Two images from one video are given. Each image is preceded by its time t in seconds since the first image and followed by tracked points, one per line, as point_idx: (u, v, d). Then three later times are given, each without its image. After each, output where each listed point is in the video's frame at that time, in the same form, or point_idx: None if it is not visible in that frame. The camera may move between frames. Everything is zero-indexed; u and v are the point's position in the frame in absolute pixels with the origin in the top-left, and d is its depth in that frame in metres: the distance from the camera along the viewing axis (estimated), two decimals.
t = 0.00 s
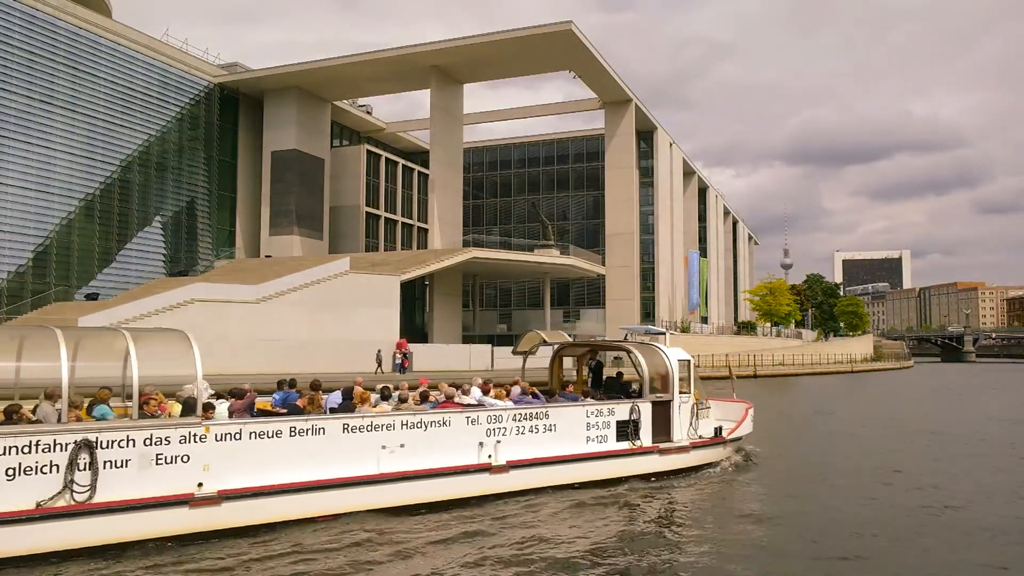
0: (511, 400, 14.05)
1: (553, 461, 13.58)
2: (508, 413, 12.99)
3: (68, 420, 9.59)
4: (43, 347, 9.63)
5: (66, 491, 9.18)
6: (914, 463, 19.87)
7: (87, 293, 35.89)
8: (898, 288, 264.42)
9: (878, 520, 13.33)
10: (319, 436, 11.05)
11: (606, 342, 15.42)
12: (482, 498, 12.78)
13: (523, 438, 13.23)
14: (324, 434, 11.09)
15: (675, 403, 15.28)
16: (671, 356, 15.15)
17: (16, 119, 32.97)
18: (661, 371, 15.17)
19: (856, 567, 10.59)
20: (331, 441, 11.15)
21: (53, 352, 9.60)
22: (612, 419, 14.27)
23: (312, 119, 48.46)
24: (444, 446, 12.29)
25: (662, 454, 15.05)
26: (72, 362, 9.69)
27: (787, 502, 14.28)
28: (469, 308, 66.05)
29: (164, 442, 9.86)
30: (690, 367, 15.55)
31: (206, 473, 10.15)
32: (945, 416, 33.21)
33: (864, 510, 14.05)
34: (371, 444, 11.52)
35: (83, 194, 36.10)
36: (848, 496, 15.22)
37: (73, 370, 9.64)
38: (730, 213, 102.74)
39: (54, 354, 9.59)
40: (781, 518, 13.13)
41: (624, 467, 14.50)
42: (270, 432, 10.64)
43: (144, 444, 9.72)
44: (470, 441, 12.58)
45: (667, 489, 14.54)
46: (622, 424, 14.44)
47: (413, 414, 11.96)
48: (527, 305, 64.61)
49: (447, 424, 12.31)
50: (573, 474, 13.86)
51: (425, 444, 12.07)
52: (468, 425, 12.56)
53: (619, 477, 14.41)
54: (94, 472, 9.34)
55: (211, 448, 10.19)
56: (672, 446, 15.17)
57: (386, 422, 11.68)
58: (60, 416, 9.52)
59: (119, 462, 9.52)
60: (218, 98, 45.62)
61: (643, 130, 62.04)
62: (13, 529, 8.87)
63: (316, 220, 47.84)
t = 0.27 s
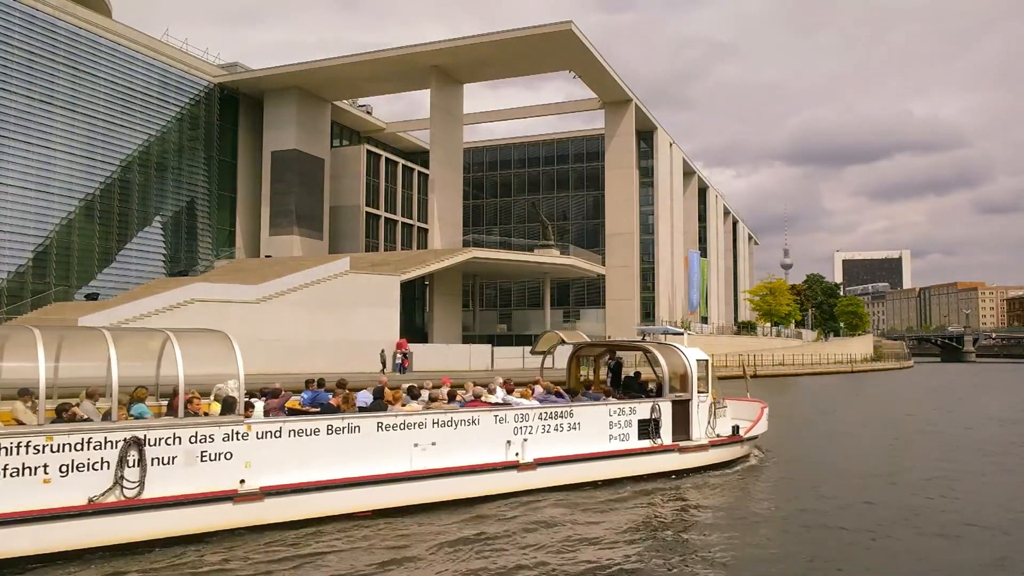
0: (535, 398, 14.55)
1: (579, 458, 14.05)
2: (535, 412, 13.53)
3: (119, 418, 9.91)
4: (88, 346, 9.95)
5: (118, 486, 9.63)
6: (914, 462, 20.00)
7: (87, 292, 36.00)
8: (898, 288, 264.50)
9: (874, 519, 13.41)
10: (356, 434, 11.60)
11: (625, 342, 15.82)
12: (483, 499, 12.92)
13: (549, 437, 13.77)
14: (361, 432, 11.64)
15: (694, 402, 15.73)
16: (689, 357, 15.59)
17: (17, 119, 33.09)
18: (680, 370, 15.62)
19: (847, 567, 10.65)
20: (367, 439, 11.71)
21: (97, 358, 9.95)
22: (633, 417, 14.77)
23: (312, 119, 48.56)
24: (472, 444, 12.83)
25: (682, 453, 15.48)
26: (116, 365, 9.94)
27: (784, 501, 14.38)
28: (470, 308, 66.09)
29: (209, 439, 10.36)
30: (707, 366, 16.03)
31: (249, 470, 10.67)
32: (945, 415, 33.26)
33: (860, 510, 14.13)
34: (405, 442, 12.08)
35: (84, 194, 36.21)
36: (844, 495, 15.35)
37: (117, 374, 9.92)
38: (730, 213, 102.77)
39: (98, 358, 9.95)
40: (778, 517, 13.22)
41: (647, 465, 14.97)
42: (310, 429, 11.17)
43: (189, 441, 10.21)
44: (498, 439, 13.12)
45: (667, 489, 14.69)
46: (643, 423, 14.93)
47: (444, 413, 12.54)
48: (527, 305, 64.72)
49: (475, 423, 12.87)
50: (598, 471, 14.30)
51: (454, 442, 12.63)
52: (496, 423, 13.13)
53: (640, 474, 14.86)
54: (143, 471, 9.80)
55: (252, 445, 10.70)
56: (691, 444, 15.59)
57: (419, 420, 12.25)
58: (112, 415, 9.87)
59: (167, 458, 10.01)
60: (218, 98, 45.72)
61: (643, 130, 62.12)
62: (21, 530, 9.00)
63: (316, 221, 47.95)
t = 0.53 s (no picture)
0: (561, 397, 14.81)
1: (604, 456, 14.40)
2: (560, 410, 13.89)
3: (166, 414, 10.45)
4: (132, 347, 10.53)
5: (165, 482, 10.15)
6: (919, 463, 19.74)
7: (87, 293, 35.68)
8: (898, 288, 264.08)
9: (884, 521, 13.15)
10: (388, 432, 12.03)
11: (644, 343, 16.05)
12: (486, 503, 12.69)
13: (574, 435, 14.13)
14: (393, 431, 12.07)
15: (713, 401, 16.04)
16: (708, 356, 15.90)
17: (17, 120, 32.79)
18: (698, 369, 15.93)
19: (858, 569, 10.42)
20: (399, 437, 12.14)
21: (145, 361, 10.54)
22: (653, 416, 15.14)
23: (312, 119, 48.26)
24: (500, 441, 13.22)
25: (701, 451, 15.87)
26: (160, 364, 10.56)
27: (790, 502, 14.14)
28: (470, 309, 65.73)
29: (250, 437, 10.84)
30: (725, 366, 16.31)
31: (288, 467, 11.12)
32: (948, 416, 32.95)
33: (868, 511, 13.88)
34: (435, 440, 12.51)
35: (84, 194, 35.91)
36: (851, 496, 15.09)
37: (163, 373, 10.48)
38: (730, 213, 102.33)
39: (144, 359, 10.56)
40: (786, 518, 12.99)
41: (667, 462, 15.38)
42: (345, 428, 11.62)
43: (231, 439, 10.70)
44: (524, 437, 13.50)
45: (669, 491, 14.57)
46: (664, 421, 15.32)
47: (473, 412, 12.92)
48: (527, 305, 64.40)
49: (503, 421, 13.26)
50: (620, 469, 14.67)
51: (483, 440, 13.03)
52: (524, 422, 13.48)
53: (660, 471, 15.27)
54: (189, 467, 10.32)
55: (291, 442, 11.16)
56: (710, 443, 15.96)
57: (449, 419, 12.67)
58: (159, 411, 10.39)
59: (211, 455, 10.51)
60: (218, 98, 45.42)
61: (643, 130, 61.81)
62: (31, 529, 9.24)
63: (316, 220, 47.66)
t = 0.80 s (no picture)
0: (583, 396, 15.22)
1: (626, 454, 14.79)
2: (584, 409, 14.28)
3: (211, 412, 10.77)
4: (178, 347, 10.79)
5: (209, 478, 10.52)
6: (917, 463, 19.81)
7: (87, 293, 35.75)
8: (898, 288, 264.19)
9: (879, 520, 13.22)
10: (421, 430, 12.42)
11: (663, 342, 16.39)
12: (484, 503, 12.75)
13: (598, 433, 14.51)
14: (425, 429, 12.46)
15: (729, 400, 16.43)
16: (724, 356, 16.25)
17: (17, 120, 32.87)
18: (715, 368, 16.23)
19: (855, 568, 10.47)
20: (431, 434, 12.53)
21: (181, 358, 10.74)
22: (674, 414, 15.53)
23: (312, 119, 48.36)
24: (527, 439, 13.61)
25: (720, 449, 16.27)
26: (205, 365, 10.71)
27: (786, 501, 14.19)
28: (470, 308, 65.80)
29: (290, 435, 11.21)
30: (742, 366, 16.77)
31: (326, 464, 11.50)
32: (948, 416, 33.03)
33: (864, 510, 13.94)
34: (466, 438, 12.90)
35: (84, 194, 35.99)
36: (847, 494, 15.17)
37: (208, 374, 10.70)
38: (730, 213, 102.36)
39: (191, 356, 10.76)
40: (782, 518, 13.04)
41: (687, 459, 15.78)
42: (380, 426, 12.00)
43: (273, 437, 11.07)
44: (550, 435, 13.89)
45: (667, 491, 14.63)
46: (683, 419, 15.71)
47: (501, 410, 13.29)
48: (527, 305, 64.47)
49: (530, 420, 13.64)
50: (641, 467, 15.08)
51: (511, 438, 13.41)
52: (549, 420, 13.87)
53: (680, 469, 15.67)
54: (232, 463, 10.68)
55: (329, 440, 11.53)
56: (728, 441, 16.37)
57: (478, 417, 13.03)
58: (205, 407, 10.72)
59: (254, 452, 10.88)
60: (218, 98, 45.49)
61: (643, 130, 61.86)
62: (36, 530, 9.28)
63: (316, 220, 47.74)
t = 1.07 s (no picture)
0: (605, 395, 15.50)
1: (648, 451, 15.08)
2: (606, 408, 14.54)
3: (253, 411, 11.05)
4: (226, 348, 10.95)
5: (252, 475, 10.79)
6: (917, 462, 19.83)
7: (87, 293, 35.78)
8: (898, 288, 264.23)
9: (878, 519, 13.25)
10: (452, 428, 12.73)
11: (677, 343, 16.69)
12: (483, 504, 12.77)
13: (621, 431, 14.78)
14: (456, 427, 12.76)
15: (746, 399, 16.67)
16: (742, 356, 16.48)
17: (17, 120, 32.90)
18: (732, 368, 16.48)
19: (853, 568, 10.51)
20: (461, 432, 12.84)
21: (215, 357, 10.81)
22: (693, 413, 15.79)
23: (312, 119, 48.39)
24: (553, 437, 13.89)
25: (740, 448, 16.50)
26: (246, 363, 10.90)
27: (785, 500, 14.20)
28: (470, 308, 65.81)
29: (328, 433, 11.49)
30: (758, 366, 17.02)
31: (363, 461, 11.80)
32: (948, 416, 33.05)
33: (862, 509, 13.97)
34: (494, 436, 13.18)
35: (83, 194, 36.00)
36: (846, 493, 15.18)
37: (250, 371, 10.91)
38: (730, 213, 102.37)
39: (233, 351, 10.95)
40: (780, 517, 13.06)
41: (708, 457, 16.03)
42: (413, 424, 12.31)
43: (311, 435, 11.34)
44: (575, 433, 14.16)
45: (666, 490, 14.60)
46: (703, 418, 15.96)
47: (528, 408, 13.56)
48: (527, 305, 64.50)
49: (556, 418, 13.90)
50: (662, 465, 15.36)
51: (537, 436, 13.69)
52: (574, 419, 14.13)
53: (701, 467, 15.94)
54: (273, 461, 10.97)
55: (364, 437, 11.83)
56: (747, 439, 16.58)
57: (506, 416, 13.30)
58: (246, 403, 10.99)
59: (293, 449, 11.16)
60: (218, 98, 45.51)
61: (643, 130, 61.86)
62: (45, 531, 9.29)
63: (316, 220, 47.77)
